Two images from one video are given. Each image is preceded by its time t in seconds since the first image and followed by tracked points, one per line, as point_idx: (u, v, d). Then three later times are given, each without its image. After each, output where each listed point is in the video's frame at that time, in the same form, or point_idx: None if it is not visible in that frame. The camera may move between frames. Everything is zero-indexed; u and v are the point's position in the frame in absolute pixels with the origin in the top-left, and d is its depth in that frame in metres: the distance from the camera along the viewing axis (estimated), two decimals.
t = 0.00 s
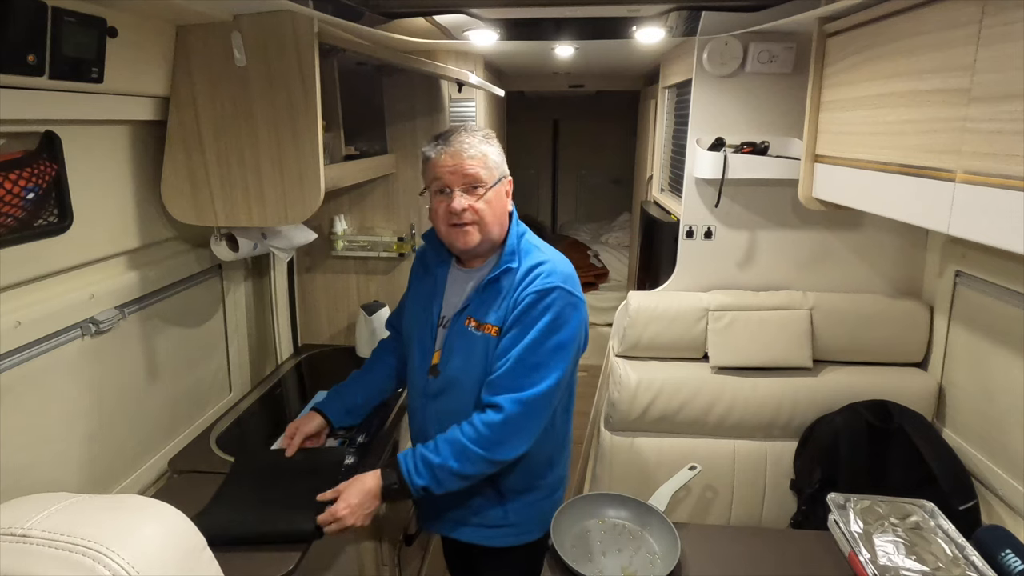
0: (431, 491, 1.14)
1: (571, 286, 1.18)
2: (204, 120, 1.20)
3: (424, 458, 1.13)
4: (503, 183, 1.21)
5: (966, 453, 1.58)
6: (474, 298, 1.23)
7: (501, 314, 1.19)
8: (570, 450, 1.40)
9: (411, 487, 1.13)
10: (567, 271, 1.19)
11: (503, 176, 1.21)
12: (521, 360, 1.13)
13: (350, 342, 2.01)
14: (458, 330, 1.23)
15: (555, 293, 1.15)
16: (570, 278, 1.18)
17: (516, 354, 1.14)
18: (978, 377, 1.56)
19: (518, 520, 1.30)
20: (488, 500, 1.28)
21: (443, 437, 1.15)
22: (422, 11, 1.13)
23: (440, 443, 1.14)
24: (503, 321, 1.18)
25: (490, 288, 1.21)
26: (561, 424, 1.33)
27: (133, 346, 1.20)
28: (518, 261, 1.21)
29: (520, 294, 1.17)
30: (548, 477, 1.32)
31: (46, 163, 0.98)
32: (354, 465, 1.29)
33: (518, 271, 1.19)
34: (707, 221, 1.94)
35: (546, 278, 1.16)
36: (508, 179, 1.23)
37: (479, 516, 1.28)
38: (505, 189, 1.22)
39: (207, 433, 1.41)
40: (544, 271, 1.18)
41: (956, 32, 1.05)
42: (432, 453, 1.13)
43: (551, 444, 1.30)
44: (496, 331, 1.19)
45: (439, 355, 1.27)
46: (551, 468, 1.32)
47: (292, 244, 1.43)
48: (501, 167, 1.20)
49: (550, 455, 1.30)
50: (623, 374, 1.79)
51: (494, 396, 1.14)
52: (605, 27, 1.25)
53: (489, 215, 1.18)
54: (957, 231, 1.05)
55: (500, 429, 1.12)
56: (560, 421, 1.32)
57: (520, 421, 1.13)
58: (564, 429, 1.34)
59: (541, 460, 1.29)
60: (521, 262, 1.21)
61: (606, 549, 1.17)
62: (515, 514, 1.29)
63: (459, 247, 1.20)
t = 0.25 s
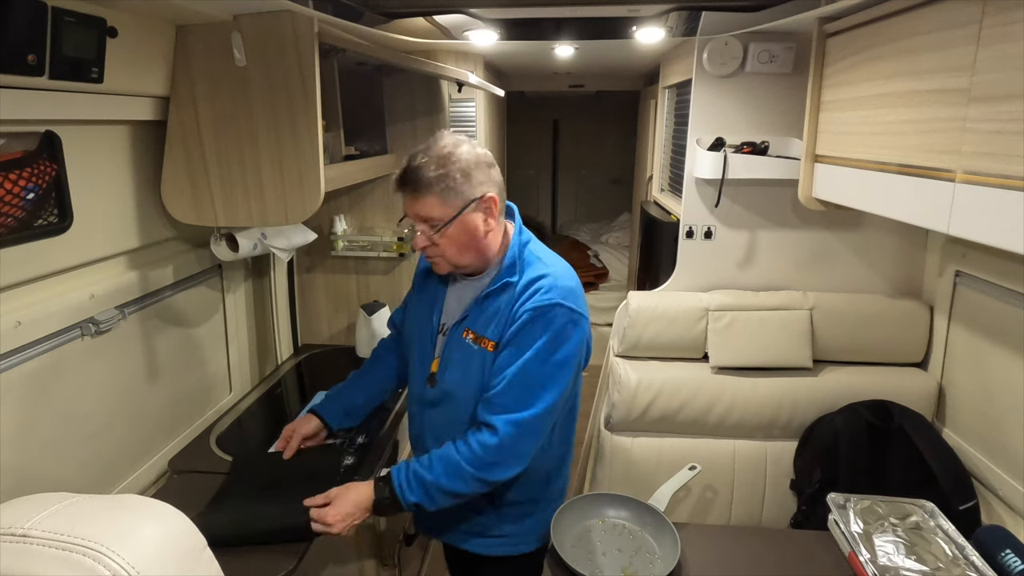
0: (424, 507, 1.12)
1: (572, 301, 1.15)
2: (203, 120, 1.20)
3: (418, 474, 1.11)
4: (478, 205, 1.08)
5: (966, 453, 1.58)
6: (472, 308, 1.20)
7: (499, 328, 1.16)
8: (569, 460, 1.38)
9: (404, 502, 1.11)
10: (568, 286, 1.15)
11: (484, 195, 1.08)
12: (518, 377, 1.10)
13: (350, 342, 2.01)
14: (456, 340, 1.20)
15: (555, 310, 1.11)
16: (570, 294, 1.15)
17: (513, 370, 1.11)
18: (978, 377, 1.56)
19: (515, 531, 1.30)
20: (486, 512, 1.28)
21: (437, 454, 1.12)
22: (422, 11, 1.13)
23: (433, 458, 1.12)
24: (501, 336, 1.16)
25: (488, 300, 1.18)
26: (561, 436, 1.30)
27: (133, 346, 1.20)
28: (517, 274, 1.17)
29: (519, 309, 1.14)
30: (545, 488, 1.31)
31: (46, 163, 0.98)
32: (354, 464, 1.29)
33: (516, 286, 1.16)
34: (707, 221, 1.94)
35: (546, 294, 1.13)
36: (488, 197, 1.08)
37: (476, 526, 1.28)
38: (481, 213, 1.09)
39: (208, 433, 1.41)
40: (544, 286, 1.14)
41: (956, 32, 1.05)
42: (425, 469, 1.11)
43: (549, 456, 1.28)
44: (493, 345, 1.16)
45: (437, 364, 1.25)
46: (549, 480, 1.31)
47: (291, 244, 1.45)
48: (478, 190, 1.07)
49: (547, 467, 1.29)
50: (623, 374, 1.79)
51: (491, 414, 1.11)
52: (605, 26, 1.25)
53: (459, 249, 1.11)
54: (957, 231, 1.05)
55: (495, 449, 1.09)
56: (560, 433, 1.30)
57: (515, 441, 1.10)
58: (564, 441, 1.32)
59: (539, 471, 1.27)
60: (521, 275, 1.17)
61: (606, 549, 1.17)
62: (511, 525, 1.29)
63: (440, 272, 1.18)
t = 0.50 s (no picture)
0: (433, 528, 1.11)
1: (565, 310, 1.12)
2: (203, 120, 1.20)
3: (423, 497, 1.10)
4: (454, 214, 1.09)
5: (966, 453, 1.58)
6: (467, 317, 1.20)
7: (493, 339, 1.16)
8: (573, 466, 1.37)
9: (411, 524, 1.11)
10: (559, 293, 1.13)
11: (458, 204, 1.09)
12: (516, 394, 1.08)
13: (350, 342, 2.01)
14: (449, 349, 1.21)
15: (547, 321, 1.09)
16: (562, 302, 1.12)
17: (511, 387, 1.08)
18: (978, 377, 1.56)
19: (524, 536, 1.30)
20: (487, 522, 1.27)
21: (442, 476, 1.11)
22: (422, 11, 1.13)
23: (438, 481, 1.11)
24: (492, 347, 1.16)
25: (480, 309, 1.18)
26: (564, 443, 1.29)
27: (133, 346, 1.20)
28: (508, 282, 1.17)
29: (511, 320, 1.12)
30: (548, 496, 1.30)
31: (46, 163, 0.98)
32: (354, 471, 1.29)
33: (507, 295, 1.16)
34: (707, 221, 1.94)
35: (537, 304, 1.10)
36: (463, 206, 1.09)
37: (479, 535, 1.28)
38: (456, 222, 1.10)
39: (208, 433, 1.41)
40: (534, 296, 1.12)
41: (956, 32, 1.05)
42: (430, 493, 1.10)
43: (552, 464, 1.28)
44: (485, 357, 1.17)
45: (433, 371, 1.26)
46: (554, 484, 1.30)
47: (291, 244, 1.45)
48: (450, 200, 1.09)
49: (549, 475, 1.28)
50: (623, 374, 1.79)
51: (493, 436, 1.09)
52: (605, 26, 1.25)
53: (436, 256, 1.13)
54: (956, 231, 1.05)
55: (498, 469, 1.08)
56: (561, 442, 1.28)
57: (519, 460, 1.08)
58: (565, 450, 1.31)
59: (541, 479, 1.26)
60: (512, 283, 1.17)
61: (606, 549, 1.17)
62: (515, 534, 1.28)
63: (428, 279, 1.21)
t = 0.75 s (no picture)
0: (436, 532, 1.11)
1: (559, 314, 1.10)
2: (203, 120, 1.20)
3: (424, 501, 1.10)
4: (445, 217, 1.10)
5: (966, 453, 1.58)
6: (463, 320, 1.20)
7: (487, 343, 1.15)
8: (575, 468, 1.36)
9: (414, 527, 1.10)
10: (552, 297, 1.11)
11: (449, 206, 1.10)
12: (512, 402, 1.06)
13: (350, 342, 2.01)
14: (446, 352, 1.21)
15: (540, 325, 1.08)
16: (555, 306, 1.10)
17: (506, 394, 1.07)
18: (978, 377, 1.56)
19: (525, 538, 1.29)
20: (488, 525, 1.27)
21: (443, 482, 1.10)
22: (422, 11, 1.13)
23: (439, 487, 1.10)
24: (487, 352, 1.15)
25: (474, 311, 1.18)
26: (565, 445, 1.28)
27: (133, 346, 1.20)
28: (502, 283, 1.17)
29: (504, 325, 1.11)
30: (549, 498, 1.29)
31: (46, 163, 0.98)
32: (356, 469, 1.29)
33: (500, 296, 1.15)
34: (707, 221, 1.94)
35: (530, 309, 1.08)
36: (453, 208, 1.10)
37: (481, 537, 1.28)
38: (448, 224, 1.11)
39: (207, 433, 1.41)
40: (527, 300, 1.10)
41: (956, 32, 1.05)
42: (431, 498, 1.09)
43: (552, 465, 1.27)
44: (482, 363, 1.15)
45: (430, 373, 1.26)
46: (554, 486, 1.29)
47: (291, 244, 1.45)
48: (440, 203, 1.09)
49: (550, 477, 1.27)
50: (623, 374, 1.78)
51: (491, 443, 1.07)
52: (605, 26, 1.25)
53: (430, 259, 1.14)
54: (956, 231, 1.05)
55: (498, 476, 1.06)
56: (561, 445, 1.27)
57: (518, 468, 1.07)
58: (567, 452, 1.30)
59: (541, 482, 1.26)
60: (505, 285, 1.17)
61: (606, 549, 1.17)
62: (517, 536, 1.28)
63: (426, 283, 1.22)
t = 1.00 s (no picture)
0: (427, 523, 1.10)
1: (555, 313, 1.10)
2: (204, 120, 1.20)
3: (418, 489, 1.10)
4: (446, 216, 1.11)
5: (966, 453, 1.58)
6: (462, 316, 1.20)
7: (484, 340, 1.15)
8: (574, 467, 1.36)
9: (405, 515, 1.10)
10: (550, 297, 1.11)
11: (450, 205, 1.10)
12: (506, 400, 1.06)
13: (349, 343, 2.01)
14: (445, 349, 1.22)
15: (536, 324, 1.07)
16: (553, 305, 1.10)
17: (501, 392, 1.07)
18: (978, 377, 1.56)
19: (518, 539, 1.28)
20: (483, 520, 1.27)
21: (438, 474, 1.10)
22: (421, 11, 1.13)
23: (434, 478, 1.10)
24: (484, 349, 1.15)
25: (474, 307, 1.19)
26: (562, 444, 1.28)
27: (133, 346, 1.20)
28: (500, 281, 1.17)
29: (501, 323, 1.11)
30: (545, 498, 1.29)
31: (46, 163, 0.98)
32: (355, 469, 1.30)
33: (498, 295, 1.16)
34: (707, 221, 1.94)
35: (527, 307, 1.08)
36: (455, 208, 1.10)
37: (476, 533, 1.29)
38: (449, 223, 1.11)
39: (208, 433, 1.41)
40: (524, 298, 1.10)
41: (956, 32, 1.05)
42: (426, 486, 1.10)
43: (549, 464, 1.27)
44: (478, 359, 1.16)
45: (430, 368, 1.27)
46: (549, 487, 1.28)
47: (291, 244, 1.45)
48: (441, 202, 1.10)
49: (546, 475, 1.27)
50: (623, 374, 1.78)
51: (485, 439, 1.07)
52: (605, 27, 1.25)
53: (433, 257, 1.15)
54: (956, 231, 1.05)
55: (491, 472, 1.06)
56: (558, 443, 1.28)
57: (510, 465, 1.06)
58: (564, 451, 1.30)
59: (537, 480, 1.26)
60: (503, 284, 1.17)
61: (606, 549, 1.17)
62: (512, 534, 1.28)
63: (430, 279, 1.23)
